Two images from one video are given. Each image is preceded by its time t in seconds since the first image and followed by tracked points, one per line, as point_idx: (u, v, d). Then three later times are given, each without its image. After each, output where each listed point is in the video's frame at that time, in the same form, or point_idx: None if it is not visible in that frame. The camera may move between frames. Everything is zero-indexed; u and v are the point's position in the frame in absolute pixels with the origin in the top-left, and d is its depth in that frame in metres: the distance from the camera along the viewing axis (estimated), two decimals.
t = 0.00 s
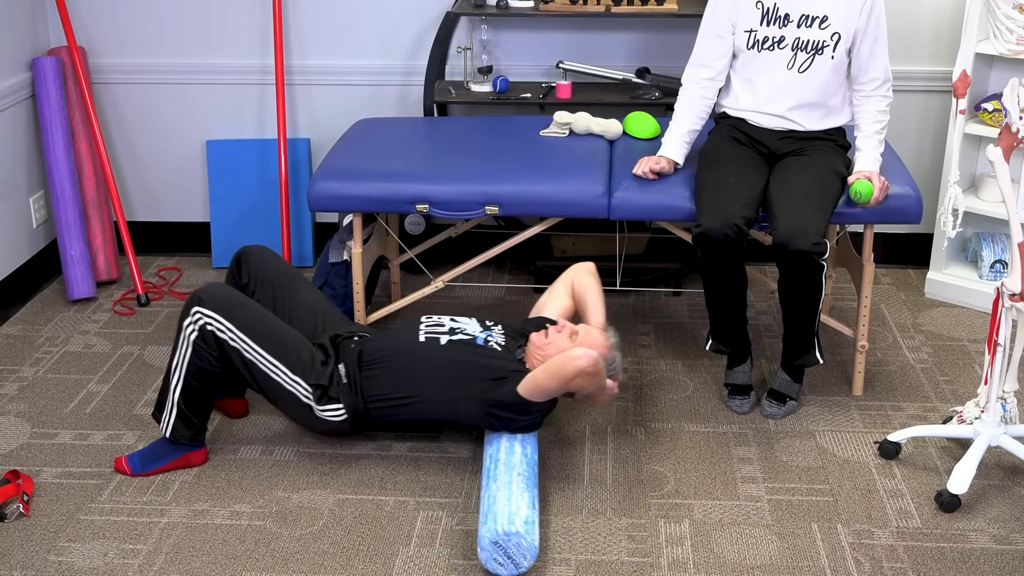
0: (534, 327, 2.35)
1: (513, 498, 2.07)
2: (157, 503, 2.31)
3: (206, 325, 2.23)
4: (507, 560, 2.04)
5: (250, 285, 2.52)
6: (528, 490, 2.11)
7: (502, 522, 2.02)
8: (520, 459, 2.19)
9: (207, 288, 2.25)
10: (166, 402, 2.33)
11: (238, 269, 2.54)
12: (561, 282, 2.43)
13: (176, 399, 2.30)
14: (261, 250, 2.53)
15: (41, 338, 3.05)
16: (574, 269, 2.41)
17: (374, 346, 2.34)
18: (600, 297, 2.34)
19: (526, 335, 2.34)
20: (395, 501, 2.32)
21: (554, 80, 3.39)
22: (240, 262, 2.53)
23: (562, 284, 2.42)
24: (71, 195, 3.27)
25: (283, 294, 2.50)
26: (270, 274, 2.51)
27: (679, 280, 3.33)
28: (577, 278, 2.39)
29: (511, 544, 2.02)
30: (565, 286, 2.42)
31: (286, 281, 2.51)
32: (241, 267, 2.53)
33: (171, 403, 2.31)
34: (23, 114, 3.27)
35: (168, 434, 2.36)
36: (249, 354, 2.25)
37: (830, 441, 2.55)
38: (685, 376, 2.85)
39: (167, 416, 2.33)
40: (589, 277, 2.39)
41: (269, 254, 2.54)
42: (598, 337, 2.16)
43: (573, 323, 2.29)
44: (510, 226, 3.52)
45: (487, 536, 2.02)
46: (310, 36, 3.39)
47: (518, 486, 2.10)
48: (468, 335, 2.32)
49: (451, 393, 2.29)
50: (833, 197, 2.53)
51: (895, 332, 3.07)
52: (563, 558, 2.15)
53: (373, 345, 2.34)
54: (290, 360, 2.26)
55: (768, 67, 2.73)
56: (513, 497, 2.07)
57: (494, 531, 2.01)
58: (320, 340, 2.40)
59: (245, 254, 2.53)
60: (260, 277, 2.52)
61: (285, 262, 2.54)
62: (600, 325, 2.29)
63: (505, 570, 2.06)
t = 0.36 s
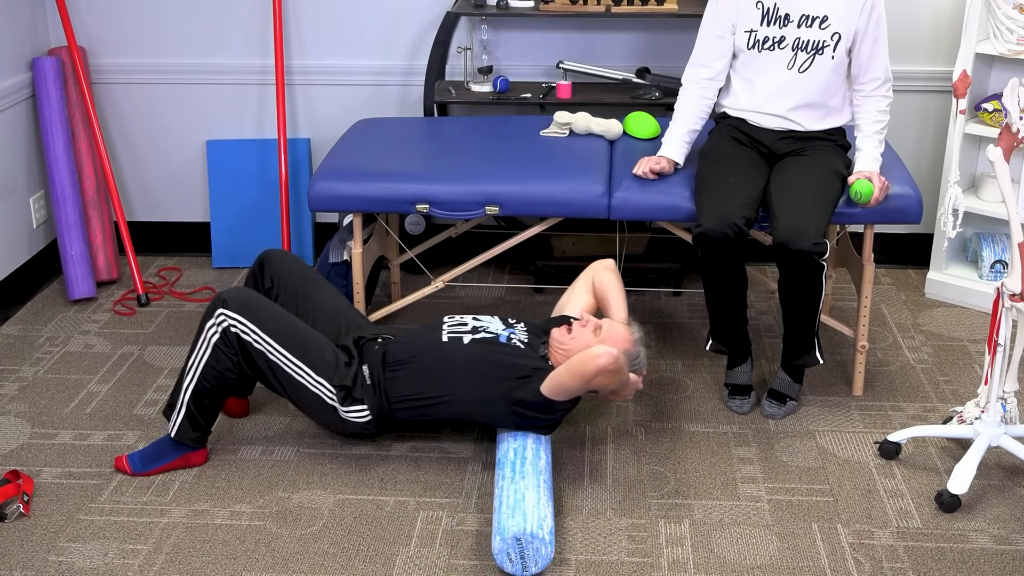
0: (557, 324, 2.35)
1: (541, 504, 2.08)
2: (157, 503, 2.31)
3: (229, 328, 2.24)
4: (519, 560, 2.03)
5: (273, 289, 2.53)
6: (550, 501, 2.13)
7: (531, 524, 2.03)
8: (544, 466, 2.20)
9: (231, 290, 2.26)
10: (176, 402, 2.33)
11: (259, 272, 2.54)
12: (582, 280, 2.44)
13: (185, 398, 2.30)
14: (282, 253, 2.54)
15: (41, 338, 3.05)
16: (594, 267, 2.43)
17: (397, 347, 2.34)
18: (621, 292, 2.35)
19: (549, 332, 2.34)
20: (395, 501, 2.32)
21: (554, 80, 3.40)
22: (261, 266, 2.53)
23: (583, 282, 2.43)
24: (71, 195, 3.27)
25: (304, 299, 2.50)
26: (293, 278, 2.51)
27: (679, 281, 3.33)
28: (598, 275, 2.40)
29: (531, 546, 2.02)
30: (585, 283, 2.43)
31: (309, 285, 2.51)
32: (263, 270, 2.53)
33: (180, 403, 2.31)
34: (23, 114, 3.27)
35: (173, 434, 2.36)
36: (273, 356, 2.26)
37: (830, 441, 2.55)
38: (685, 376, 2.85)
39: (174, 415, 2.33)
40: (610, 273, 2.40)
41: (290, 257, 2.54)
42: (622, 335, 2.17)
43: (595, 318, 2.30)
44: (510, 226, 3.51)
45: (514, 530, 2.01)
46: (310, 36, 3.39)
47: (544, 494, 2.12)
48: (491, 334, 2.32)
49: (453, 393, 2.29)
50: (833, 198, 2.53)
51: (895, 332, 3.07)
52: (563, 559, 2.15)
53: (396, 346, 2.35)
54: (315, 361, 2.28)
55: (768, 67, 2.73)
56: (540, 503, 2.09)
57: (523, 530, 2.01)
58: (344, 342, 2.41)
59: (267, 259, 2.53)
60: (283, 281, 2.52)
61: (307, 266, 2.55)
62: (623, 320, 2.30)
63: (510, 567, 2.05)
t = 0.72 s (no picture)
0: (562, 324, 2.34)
1: (548, 506, 2.09)
2: (157, 503, 2.31)
3: (238, 328, 2.24)
4: (522, 560, 2.04)
5: (277, 291, 2.53)
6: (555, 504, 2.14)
7: (539, 525, 2.04)
8: (551, 469, 2.21)
9: (238, 291, 2.26)
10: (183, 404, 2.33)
11: (264, 275, 2.55)
12: (586, 278, 2.43)
13: (193, 401, 2.30)
14: (287, 254, 2.54)
15: (41, 338, 3.05)
16: (598, 264, 2.41)
17: (403, 348, 2.34)
18: (626, 290, 2.34)
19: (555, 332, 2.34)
20: (395, 501, 2.32)
21: (554, 80, 3.40)
22: (266, 267, 2.54)
23: (586, 281, 2.42)
24: (71, 195, 3.27)
25: (310, 302, 2.50)
26: (299, 280, 2.51)
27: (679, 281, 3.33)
28: (601, 272, 2.39)
29: (535, 548, 2.02)
30: (589, 282, 2.42)
31: (314, 287, 2.51)
32: (267, 273, 2.54)
33: (188, 405, 2.31)
34: (23, 114, 3.27)
35: (181, 436, 2.36)
36: (281, 357, 2.26)
37: (830, 441, 2.55)
38: (685, 376, 2.85)
39: (182, 418, 2.34)
40: (614, 271, 2.38)
41: (294, 259, 2.54)
42: (627, 332, 2.15)
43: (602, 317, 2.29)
44: (510, 226, 3.51)
45: (522, 530, 2.01)
46: (309, 36, 3.39)
47: (551, 496, 2.13)
48: (497, 334, 2.32)
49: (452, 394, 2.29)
50: (833, 198, 2.53)
51: (895, 332, 3.07)
52: (563, 559, 2.15)
53: (403, 347, 2.34)
54: (322, 362, 2.27)
55: (768, 67, 2.73)
56: (547, 505, 2.10)
57: (533, 530, 2.02)
58: (350, 341, 2.40)
59: (272, 259, 2.54)
60: (289, 284, 2.52)
61: (312, 267, 2.55)
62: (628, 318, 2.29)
63: (512, 565, 2.04)
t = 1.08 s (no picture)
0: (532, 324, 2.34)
1: (520, 500, 2.08)
2: (157, 503, 2.31)
3: (215, 329, 2.23)
4: (508, 560, 2.04)
5: (257, 287, 2.53)
6: (534, 492, 2.12)
7: (507, 522, 2.03)
8: (525, 461, 2.20)
9: (215, 290, 2.25)
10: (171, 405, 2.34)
11: (246, 271, 2.54)
12: (556, 278, 2.43)
13: (180, 401, 2.30)
14: (268, 252, 2.54)
15: (41, 338, 3.05)
16: (567, 263, 2.41)
17: (375, 352, 2.33)
18: (594, 286, 2.34)
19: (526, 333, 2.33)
20: (395, 501, 2.32)
21: (554, 80, 3.40)
22: (247, 264, 2.54)
23: (556, 280, 2.42)
24: (71, 195, 3.27)
25: (289, 299, 2.50)
26: (278, 275, 2.51)
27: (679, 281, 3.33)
28: (570, 270, 2.39)
29: (514, 544, 2.02)
30: (558, 281, 2.42)
31: (294, 285, 2.51)
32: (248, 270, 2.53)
33: (175, 406, 2.31)
34: (23, 114, 3.27)
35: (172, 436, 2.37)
36: (256, 357, 2.25)
37: (830, 441, 2.55)
38: (685, 376, 2.85)
39: (171, 418, 2.34)
40: (582, 268, 2.38)
41: (276, 256, 2.54)
42: (593, 326, 2.16)
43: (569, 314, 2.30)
44: (510, 225, 3.51)
45: (491, 534, 2.02)
46: (310, 36, 3.39)
47: (524, 488, 2.11)
48: (467, 337, 2.32)
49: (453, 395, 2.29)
50: (833, 197, 2.53)
51: (895, 332, 3.07)
52: (563, 559, 2.15)
53: (375, 350, 2.33)
54: (296, 364, 2.27)
55: (768, 67, 2.73)
56: (520, 499, 2.08)
57: (500, 530, 2.02)
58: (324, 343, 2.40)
59: (253, 256, 2.54)
60: (268, 279, 2.52)
61: (293, 265, 2.55)
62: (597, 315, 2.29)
63: (504, 569, 2.06)
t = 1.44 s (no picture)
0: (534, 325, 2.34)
1: (525, 501, 2.08)
2: (157, 503, 2.31)
3: (216, 326, 2.22)
4: (510, 560, 2.04)
5: (262, 285, 2.53)
6: (537, 494, 2.12)
7: (512, 523, 2.03)
8: (529, 463, 2.20)
9: (218, 288, 2.25)
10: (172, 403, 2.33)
11: (250, 270, 2.54)
12: (556, 277, 2.43)
13: (181, 399, 2.30)
14: (273, 250, 2.53)
15: (41, 338, 3.05)
16: (568, 262, 2.42)
17: (379, 352, 2.33)
18: (595, 285, 2.35)
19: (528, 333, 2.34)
20: (395, 501, 2.32)
21: (554, 80, 3.40)
22: (251, 262, 2.54)
23: (557, 280, 2.42)
24: (71, 194, 3.27)
25: (293, 298, 2.50)
26: (284, 275, 2.51)
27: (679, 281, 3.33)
28: (570, 270, 2.39)
29: (518, 545, 2.02)
30: (559, 280, 2.42)
31: (297, 284, 2.51)
32: (252, 268, 2.53)
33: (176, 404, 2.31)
34: (23, 114, 3.27)
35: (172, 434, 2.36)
36: (259, 355, 2.25)
37: (830, 442, 2.55)
38: (685, 376, 2.85)
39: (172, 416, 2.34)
40: (583, 267, 2.39)
41: (280, 254, 2.53)
42: (593, 326, 2.16)
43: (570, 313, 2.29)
44: (510, 226, 3.52)
45: (496, 533, 2.01)
46: (310, 36, 3.39)
47: (528, 490, 2.11)
48: (469, 337, 2.32)
49: (454, 395, 2.29)
50: (833, 197, 2.54)
51: (895, 332, 3.07)
52: (563, 559, 2.15)
53: (378, 351, 2.34)
54: (299, 362, 2.27)
55: (769, 67, 2.73)
56: (524, 500, 2.08)
57: (505, 533, 2.02)
58: (327, 343, 2.40)
59: (257, 255, 2.53)
60: (273, 278, 2.52)
61: (298, 265, 2.54)
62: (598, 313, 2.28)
63: (504, 569, 2.06)
